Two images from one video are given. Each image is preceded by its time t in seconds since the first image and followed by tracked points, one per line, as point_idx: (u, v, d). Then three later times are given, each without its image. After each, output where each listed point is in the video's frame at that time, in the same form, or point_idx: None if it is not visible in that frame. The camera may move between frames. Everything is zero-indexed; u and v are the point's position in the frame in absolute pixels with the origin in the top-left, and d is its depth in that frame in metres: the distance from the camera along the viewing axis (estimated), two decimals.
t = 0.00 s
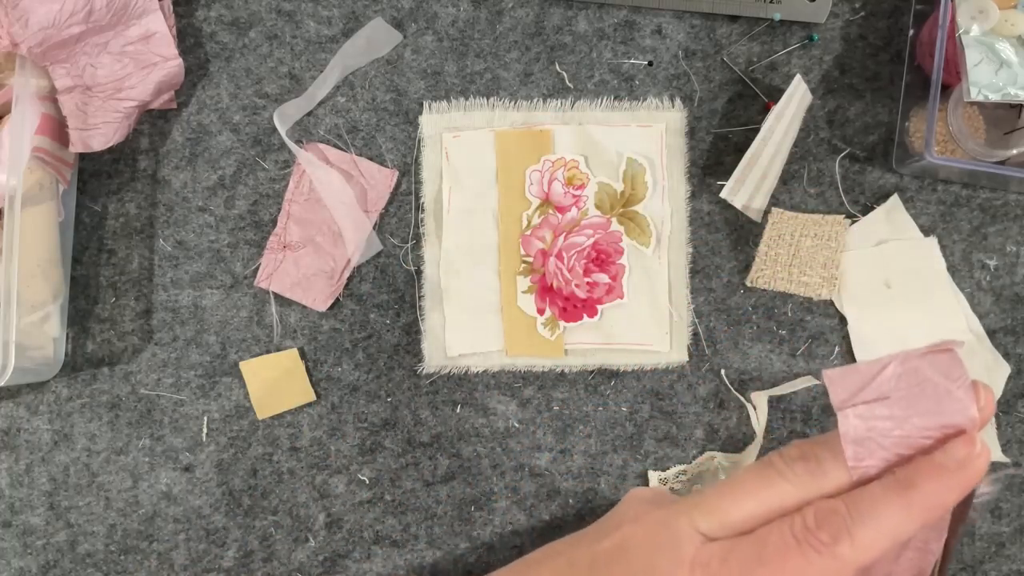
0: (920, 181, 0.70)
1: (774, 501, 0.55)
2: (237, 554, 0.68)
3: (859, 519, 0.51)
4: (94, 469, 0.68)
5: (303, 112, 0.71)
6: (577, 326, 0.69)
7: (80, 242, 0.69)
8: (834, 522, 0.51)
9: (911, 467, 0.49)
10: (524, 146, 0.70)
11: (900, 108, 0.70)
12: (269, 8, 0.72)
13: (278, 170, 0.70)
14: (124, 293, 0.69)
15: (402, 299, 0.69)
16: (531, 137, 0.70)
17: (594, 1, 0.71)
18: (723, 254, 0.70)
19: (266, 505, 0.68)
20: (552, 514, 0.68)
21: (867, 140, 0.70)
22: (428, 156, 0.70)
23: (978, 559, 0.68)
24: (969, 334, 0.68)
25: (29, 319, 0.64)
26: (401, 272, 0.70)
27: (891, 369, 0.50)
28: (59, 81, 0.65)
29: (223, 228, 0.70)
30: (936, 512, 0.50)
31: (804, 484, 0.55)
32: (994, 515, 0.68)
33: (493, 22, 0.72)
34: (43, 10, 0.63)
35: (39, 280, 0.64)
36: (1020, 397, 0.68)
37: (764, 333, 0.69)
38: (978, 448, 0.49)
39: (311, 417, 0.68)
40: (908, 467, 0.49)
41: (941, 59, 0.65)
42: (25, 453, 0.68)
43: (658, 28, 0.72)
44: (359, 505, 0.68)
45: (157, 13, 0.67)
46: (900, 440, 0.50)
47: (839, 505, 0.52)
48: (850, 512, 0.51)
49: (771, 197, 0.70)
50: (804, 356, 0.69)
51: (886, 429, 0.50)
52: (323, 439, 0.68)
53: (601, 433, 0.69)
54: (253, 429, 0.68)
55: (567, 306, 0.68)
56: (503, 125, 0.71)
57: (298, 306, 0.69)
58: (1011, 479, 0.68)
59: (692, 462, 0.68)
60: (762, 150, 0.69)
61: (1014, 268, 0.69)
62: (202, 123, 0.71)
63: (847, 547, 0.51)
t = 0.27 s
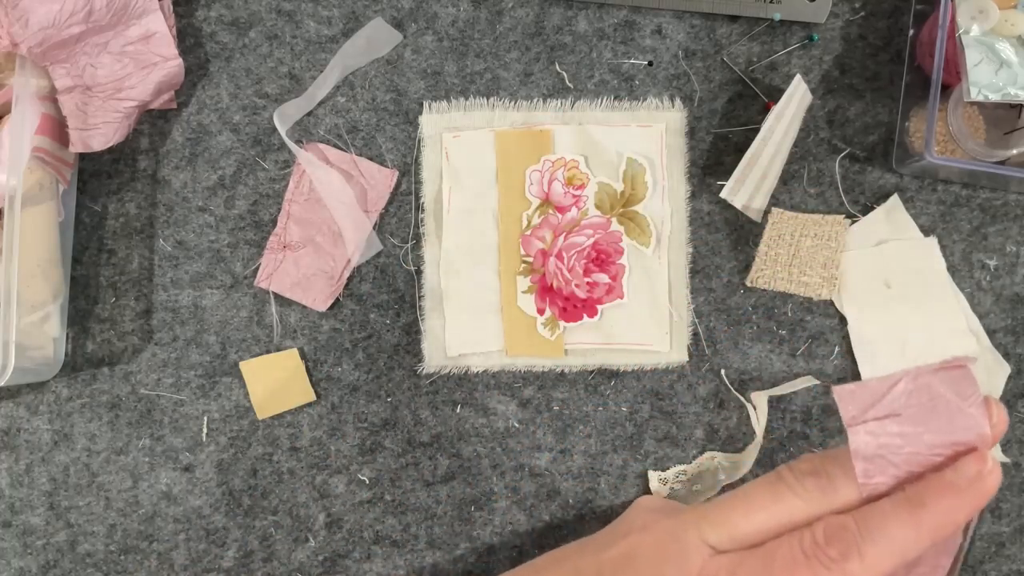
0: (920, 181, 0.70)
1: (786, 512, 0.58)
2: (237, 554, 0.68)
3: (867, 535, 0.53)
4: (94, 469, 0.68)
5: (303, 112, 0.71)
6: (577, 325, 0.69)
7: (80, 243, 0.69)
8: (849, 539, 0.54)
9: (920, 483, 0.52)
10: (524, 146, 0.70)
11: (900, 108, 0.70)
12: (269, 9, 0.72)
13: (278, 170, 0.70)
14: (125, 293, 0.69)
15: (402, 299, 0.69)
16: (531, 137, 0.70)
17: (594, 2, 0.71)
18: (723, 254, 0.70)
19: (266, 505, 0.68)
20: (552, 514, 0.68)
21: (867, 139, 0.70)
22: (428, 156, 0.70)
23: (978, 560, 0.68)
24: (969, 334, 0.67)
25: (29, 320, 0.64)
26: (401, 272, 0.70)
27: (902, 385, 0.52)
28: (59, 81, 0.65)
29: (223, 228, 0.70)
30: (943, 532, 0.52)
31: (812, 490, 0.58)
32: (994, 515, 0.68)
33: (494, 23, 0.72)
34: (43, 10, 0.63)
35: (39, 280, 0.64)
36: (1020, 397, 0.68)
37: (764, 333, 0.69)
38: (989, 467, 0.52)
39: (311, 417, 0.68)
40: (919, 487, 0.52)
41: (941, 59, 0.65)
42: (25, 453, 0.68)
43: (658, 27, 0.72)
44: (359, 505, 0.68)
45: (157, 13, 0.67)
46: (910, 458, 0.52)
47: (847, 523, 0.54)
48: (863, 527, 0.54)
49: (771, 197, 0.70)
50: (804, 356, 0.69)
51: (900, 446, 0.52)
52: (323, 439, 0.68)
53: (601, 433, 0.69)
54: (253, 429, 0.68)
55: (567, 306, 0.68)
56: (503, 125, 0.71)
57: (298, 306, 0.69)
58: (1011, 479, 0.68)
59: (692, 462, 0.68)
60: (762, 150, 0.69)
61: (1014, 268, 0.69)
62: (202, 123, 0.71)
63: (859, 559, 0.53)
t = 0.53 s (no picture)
0: (920, 181, 0.70)
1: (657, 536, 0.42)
2: (237, 555, 0.68)
3: (676, 520, 0.42)
4: (94, 469, 0.68)
5: (303, 112, 0.71)
6: (577, 326, 0.69)
7: (80, 243, 0.69)
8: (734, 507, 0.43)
9: (716, 435, 0.46)
10: (524, 146, 0.70)
11: (900, 108, 0.70)
12: (269, 9, 0.72)
13: (277, 170, 0.70)
14: (124, 293, 0.69)
15: (402, 299, 0.69)
16: (531, 137, 0.70)
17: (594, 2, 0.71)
18: (723, 254, 0.70)
19: (266, 505, 0.68)
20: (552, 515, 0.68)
21: (867, 140, 0.70)
22: (428, 156, 0.70)
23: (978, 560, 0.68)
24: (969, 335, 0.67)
25: (29, 320, 0.64)
26: (401, 272, 0.70)
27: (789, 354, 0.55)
28: (60, 81, 0.65)
29: (223, 228, 0.70)
30: (741, 521, 0.45)
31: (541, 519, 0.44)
32: (994, 515, 0.68)
33: (493, 23, 0.72)
34: (43, 10, 0.63)
35: (39, 280, 0.64)
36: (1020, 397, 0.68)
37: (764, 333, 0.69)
38: (785, 412, 0.48)
39: (311, 418, 0.68)
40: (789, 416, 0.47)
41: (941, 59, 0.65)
42: (25, 453, 0.68)
43: (658, 28, 0.72)
44: (359, 505, 0.68)
45: (157, 13, 0.67)
46: (712, 412, 0.47)
47: (653, 513, 0.42)
48: (677, 547, 0.42)
49: (771, 197, 0.70)
50: (804, 356, 0.69)
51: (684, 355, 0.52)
52: (323, 439, 0.68)
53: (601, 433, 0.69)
54: (253, 429, 0.68)
55: (567, 306, 0.68)
56: (504, 125, 0.71)
57: (298, 306, 0.69)
58: (1011, 479, 0.68)
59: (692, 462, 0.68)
60: (762, 150, 0.69)
61: (1014, 268, 0.69)
62: (202, 123, 0.71)
63: None
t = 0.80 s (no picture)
0: (920, 181, 0.70)
1: (279, 468, 0.44)
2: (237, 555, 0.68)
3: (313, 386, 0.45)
4: (94, 469, 0.68)
5: (303, 112, 0.71)
6: (577, 326, 0.69)
7: (79, 243, 0.69)
8: (364, 354, 0.44)
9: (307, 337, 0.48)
10: (524, 146, 0.70)
11: (900, 108, 0.70)
12: (269, 8, 0.72)
13: (278, 170, 0.70)
14: (124, 293, 0.69)
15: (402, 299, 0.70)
16: (531, 137, 0.70)
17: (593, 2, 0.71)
18: (723, 254, 0.70)
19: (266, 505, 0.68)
20: (553, 515, 0.68)
21: (867, 140, 0.70)
22: (428, 156, 0.70)
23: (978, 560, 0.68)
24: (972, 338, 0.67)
25: (29, 320, 0.64)
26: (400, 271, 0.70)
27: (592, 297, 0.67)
28: (59, 81, 0.65)
29: (223, 228, 0.70)
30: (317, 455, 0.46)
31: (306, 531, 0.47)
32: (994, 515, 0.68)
33: (493, 22, 0.72)
34: (43, 10, 0.62)
35: (38, 280, 0.64)
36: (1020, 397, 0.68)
37: (764, 333, 0.69)
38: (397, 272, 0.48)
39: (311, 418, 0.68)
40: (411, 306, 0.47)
41: (941, 59, 0.65)
42: (25, 453, 0.68)
43: (658, 28, 0.72)
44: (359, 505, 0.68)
45: (157, 13, 0.68)
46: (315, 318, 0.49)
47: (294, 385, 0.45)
48: (353, 492, 0.47)
49: (771, 197, 0.70)
50: (804, 356, 0.69)
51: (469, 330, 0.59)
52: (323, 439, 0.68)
53: (601, 433, 0.69)
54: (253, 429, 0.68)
55: (567, 306, 0.68)
56: (503, 125, 0.71)
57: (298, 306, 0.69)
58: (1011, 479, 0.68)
59: (692, 462, 0.68)
60: (762, 150, 0.68)
61: (1014, 268, 0.69)
62: (202, 123, 0.71)
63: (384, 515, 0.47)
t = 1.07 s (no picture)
0: (920, 181, 0.70)
1: (363, 532, 0.42)
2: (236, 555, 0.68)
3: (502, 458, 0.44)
4: (94, 469, 0.68)
5: (303, 112, 0.71)
6: (577, 325, 0.69)
7: (79, 243, 0.69)
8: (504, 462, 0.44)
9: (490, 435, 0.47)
10: (524, 146, 0.70)
11: (900, 108, 0.70)
12: (269, 9, 0.72)
13: (277, 170, 0.70)
14: (124, 293, 0.69)
15: (401, 300, 0.69)
16: (531, 137, 0.70)
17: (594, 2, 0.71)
18: (723, 254, 0.70)
19: (266, 505, 0.68)
20: (553, 515, 0.68)
21: (867, 140, 0.70)
22: (428, 156, 0.70)
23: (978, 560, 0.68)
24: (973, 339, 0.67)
25: (29, 320, 0.64)
26: (400, 271, 0.70)
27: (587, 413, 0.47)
28: (59, 81, 0.66)
29: (223, 228, 0.70)
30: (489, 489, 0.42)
31: None
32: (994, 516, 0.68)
33: (493, 22, 0.72)
34: (43, 10, 0.62)
35: (38, 280, 0.64)
36: (1019, 397, 0.68)
37: (764, 333, 0.69)
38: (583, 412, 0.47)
39: (311, 418, 0.68)
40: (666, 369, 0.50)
41: (941, 59, 0.65)
42: (25, 453, 0.68)
43: (658, 28, 0.72)
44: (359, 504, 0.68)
45: (157, 13, 0.68)
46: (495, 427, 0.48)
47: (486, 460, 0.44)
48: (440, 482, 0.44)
49: (771, 197, 0.70)
50: (804, 356, 0.69)
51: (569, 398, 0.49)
52: (323, 439, 0.68)
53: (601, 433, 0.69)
54: (254, 429, 0.68)
55: (567, 306, 0.68)
56: (503, 125, 0.71)
57: (298, 306, 0.69)
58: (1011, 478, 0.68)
59: (692, 462, 0.68)
60: (762, 150, 0.69)
61: (1014, 268, 0.69)
62: (202, 123, 0.71)
63: None
